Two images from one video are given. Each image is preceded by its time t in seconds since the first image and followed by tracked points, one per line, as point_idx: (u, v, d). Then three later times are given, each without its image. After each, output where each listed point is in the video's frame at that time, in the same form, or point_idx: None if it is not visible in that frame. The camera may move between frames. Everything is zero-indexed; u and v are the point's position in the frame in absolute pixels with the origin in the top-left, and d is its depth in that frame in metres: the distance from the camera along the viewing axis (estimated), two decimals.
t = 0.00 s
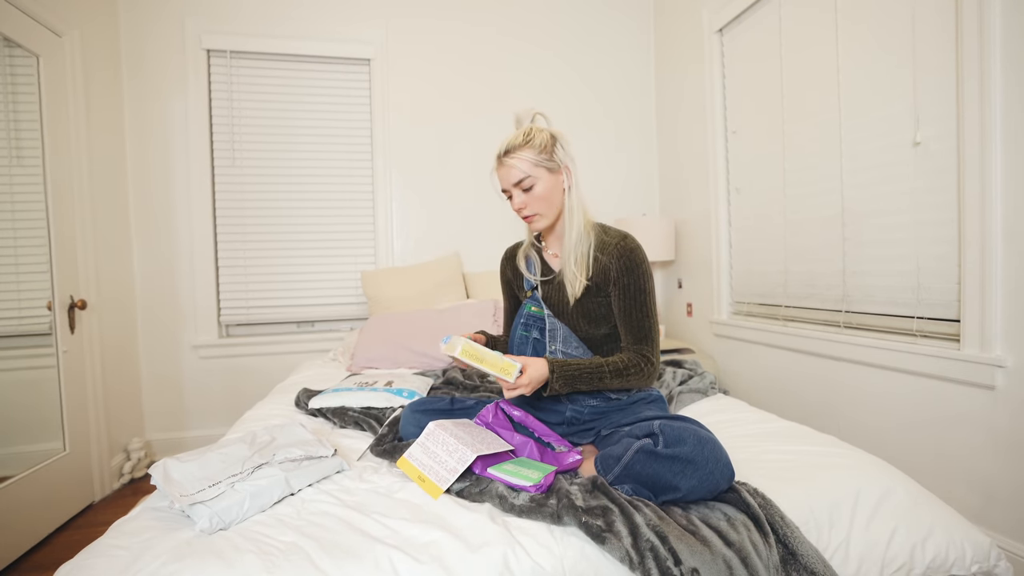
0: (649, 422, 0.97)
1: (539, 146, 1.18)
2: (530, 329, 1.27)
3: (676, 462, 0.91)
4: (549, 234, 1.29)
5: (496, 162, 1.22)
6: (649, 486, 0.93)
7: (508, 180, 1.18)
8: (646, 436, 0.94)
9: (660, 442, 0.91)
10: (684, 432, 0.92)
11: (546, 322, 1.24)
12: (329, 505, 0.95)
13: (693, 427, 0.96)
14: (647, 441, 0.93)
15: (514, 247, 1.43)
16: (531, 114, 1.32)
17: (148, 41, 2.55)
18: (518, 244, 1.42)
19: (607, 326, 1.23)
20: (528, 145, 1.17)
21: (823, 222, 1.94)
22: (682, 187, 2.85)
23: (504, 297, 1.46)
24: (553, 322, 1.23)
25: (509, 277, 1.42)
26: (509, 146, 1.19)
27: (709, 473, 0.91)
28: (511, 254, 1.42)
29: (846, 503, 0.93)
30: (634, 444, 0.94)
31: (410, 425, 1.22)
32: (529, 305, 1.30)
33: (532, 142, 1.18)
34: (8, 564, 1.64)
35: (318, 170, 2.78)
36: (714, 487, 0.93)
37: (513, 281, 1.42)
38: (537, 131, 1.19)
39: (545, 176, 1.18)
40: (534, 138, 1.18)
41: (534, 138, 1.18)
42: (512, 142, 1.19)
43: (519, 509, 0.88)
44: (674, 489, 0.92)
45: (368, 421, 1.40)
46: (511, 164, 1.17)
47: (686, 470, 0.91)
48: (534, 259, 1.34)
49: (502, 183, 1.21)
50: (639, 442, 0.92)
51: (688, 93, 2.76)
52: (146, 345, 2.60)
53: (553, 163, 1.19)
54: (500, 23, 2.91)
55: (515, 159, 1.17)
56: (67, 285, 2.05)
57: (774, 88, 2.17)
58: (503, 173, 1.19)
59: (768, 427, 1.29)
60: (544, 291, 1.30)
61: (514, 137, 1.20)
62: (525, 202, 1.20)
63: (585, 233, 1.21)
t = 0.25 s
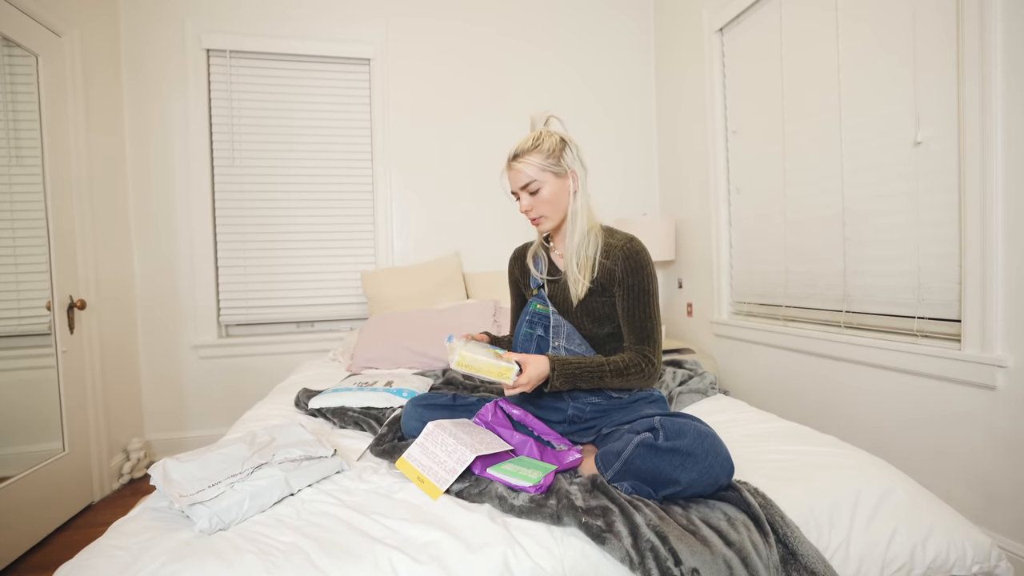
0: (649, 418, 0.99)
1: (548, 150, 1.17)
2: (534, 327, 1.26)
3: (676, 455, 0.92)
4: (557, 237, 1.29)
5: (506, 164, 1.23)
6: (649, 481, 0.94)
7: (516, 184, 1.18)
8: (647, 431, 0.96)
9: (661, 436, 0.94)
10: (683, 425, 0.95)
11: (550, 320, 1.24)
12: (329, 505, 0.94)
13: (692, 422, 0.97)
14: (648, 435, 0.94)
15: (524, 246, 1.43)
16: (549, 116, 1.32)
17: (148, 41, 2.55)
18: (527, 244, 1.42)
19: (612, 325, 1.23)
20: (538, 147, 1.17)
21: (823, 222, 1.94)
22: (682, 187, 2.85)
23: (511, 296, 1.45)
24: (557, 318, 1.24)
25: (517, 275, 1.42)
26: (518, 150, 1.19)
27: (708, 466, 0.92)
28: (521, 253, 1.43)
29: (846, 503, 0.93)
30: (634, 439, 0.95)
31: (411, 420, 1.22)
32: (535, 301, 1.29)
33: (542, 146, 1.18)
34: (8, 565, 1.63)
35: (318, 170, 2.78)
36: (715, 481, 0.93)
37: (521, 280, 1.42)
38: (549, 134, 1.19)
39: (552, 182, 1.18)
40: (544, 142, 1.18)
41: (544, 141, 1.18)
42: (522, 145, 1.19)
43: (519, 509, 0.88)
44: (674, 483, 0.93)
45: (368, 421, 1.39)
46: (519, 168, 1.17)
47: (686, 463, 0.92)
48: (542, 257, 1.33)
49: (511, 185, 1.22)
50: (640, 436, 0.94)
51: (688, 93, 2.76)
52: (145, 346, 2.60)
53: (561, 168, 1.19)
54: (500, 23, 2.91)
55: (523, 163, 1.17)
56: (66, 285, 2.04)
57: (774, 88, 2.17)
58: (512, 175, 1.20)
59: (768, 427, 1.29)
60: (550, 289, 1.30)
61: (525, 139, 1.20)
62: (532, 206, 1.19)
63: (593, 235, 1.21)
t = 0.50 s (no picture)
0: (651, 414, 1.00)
1: (552, 155, 1.19)
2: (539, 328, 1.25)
3: (677, 450, 0.93)
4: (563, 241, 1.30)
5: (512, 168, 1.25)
6: (650, 477, 0.94)
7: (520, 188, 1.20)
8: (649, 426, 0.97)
9: (663, 431, 0.95)
10: (685, 421, 0.96)
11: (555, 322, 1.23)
12: (329, 505, 0.94)
13: (694, 418, 0.98)
14: (650, 430, 0.95)
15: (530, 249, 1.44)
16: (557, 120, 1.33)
17: (148, 41, 2.55)
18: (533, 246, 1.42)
19: (619, 328, 1.23)
20: (542, 152, 1.19)
21: (823, 222, 1.93)
22: (682, 187, 2.85)
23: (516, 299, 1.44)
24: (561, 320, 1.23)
25: (521, 278, 1.41)
26: (523, 155, 1.21)
27: (710, 461, 0.92)
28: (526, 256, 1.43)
29: (846, 504, 0.93)
30: (636, 435, 0.96)
31: (414, 412, 1.25)
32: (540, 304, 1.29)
33: (546, 151, 1.19)
34: (7, 565, 1.63)
35: (318, 170, 2.78)
36: (716, 475, 0.93)
37: (526, 282, 1.40)
38: (555, 139, 1.21)
39: (555, 187, 1.20)
40: (549, 147, 1.20)
41: (548, 146, 1.20)
42: (527, 150, 1.21)
43: (519, 509, 0.88)
44: (675, 478, 0.93)
45: (368, 421, 1.39)
46: (523, 172, 1.19)
47: (687, 458, 0.92)
48: (548, 260, 1.33)
49: (515, 189, 1.24)
50: (641, 432, 0.95)
51: (688, 93, 2.76)
52: (145, 346, 2.59)
53: (565, 173, 1.20)
54: (500, 23, 2.90)
55: (527, 168, 1.19)
56: (66, 285, 2.04)
57: (774, 88, 2.17)
58: (516, 180, 1.22)
59: (769, 427, 1.29)
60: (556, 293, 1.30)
61: (530, 144, 1.22)
62: (535, 210, 1.21)
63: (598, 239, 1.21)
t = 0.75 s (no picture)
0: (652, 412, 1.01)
1: (553, 168, 1.17)
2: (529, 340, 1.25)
3: (678, 445, 0.93)
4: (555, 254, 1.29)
5: (507, 176, 1.22)
6: (650, 474, 0.94)
7: (518, 197, 1.17)
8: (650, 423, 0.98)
9: (664, 427, 0.96)
10: (685, 417, 0.97)
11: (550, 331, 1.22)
12: (329, 505, 0.94)
13: (694, 415, 0.98)
14: (651, 427, 0.96)
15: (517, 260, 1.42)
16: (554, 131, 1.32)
17: (148, 41, 2.55)
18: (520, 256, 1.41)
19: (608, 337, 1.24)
20: (542, 163, 1.17)
21: (824, 222, 1.94)
22: (682, 187, 2.85)
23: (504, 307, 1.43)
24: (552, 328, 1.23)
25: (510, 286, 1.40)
26: (524, 164, 1.18)
27: (711, 456, 0.92)
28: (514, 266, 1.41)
29: (847, 504, 0.93)
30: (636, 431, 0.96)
31: (415, 411, 1.26)
32: (532, 317, 1.28)
33: (547, 164, 1.18)
34: (7, 565, 1.63)
35: (318, 170, 2.78)
36: (716, 471, 0.93)
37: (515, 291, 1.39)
38: (555, 151, 1.20)
39: (553, 200, 1.18)
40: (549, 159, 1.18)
41: (549, 158, 1.18)
42: (527, 159, 1.18)
43: (519, 508, 0.88)
44: (675, 473, 0.93)
45: (368, 420, 1.39)
46: (522, 182, 1.16)
47: (688, 453, 0.92)
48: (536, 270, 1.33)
49: (510, 198, 1.20)
50: (642, 428, 0.96)
51: (689, 92, 2.75)
52: (145, 346, 2.59)
53: (563, 187, 1.19)
54: (501, 22, 2.90)
55: (526, 177, 1.16)
56: (66, 285, 2.04)
57: (774, 88, 2.17)
58: (513, 188, 1.19)
59: (769, 427, 1.29)
60: (545, 304, 1.30)
61: (529, 154, 1.20)
62: (531, 221, 1.18)
63: (593, 253, 1.21)
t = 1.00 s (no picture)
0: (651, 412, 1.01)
1: (542, 161, 1.18)
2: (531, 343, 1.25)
3: (678, 446, 0.93)
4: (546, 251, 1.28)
5: (497, 173, 1.22)
6: (649, 475, 0.94)
7: (507, 192, 1.17)
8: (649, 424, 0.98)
9: (663, 428, 0.96)
10: (684, 417, 0.97)
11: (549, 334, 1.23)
12: (330, 505, 0.94)
13: (693, 416, 0.98)
14: (651, 428, 0.96)
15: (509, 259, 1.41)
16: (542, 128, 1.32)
17: (148, 42, 2.55)
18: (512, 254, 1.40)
19: (609, 335, 1.24)
20: (531, 156, 1.18)
21: (824, 222, 1.94)
22: (683, 187, 2.85)
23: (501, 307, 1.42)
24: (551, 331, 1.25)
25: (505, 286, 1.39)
26: (512, 159, 1.19)
27: (711, 458, 0.92)
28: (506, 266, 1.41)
29: (847, 504, 0.93)
30: (636, 432, 0.97)
31: (415, 412, 1.26)
32: (529, 318, 1.30)
33: (535, 157, 1.18)
34: (7, 564, 1.63)
35: (317, 170, 2.78)
36: (716, 472, 0.92)
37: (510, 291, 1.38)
38: (545, 145, 1.21)
39: (543, 193, 1.18)
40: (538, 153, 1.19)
41: (539, 152, 1.19)
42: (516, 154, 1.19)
43: (519, 508, 0.88)
44: (675, 475, 0.92)
45: (368, 420, 1.39)
46: (512, 176, 1.17)
47: (688, 454, 0.92)
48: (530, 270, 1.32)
49: (500, 194, 1.20)
50: (641, 429, 0.96)
51: (688, 92, 2.76)
52: (145, 346, 2.59)
53: (553, 180, 1.20)
54: (501, 22, 2.90)
55: (515, 171, 1.17)
56: (66, 285, 2.04)
57: (774, 88, 2.17)
58: (502, 183, 1.19)
59: (769, 427, 1.29)
60: (541, 304, 1.30)
61: (519, 149, 1.21)
62: (522, 216, 1.18)
63: (586, 245, 1.21)
